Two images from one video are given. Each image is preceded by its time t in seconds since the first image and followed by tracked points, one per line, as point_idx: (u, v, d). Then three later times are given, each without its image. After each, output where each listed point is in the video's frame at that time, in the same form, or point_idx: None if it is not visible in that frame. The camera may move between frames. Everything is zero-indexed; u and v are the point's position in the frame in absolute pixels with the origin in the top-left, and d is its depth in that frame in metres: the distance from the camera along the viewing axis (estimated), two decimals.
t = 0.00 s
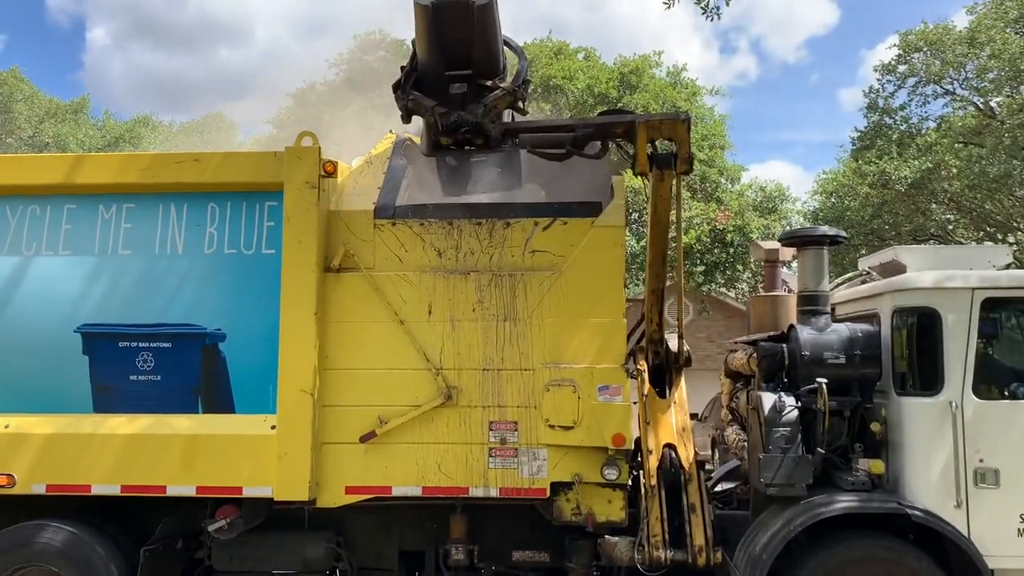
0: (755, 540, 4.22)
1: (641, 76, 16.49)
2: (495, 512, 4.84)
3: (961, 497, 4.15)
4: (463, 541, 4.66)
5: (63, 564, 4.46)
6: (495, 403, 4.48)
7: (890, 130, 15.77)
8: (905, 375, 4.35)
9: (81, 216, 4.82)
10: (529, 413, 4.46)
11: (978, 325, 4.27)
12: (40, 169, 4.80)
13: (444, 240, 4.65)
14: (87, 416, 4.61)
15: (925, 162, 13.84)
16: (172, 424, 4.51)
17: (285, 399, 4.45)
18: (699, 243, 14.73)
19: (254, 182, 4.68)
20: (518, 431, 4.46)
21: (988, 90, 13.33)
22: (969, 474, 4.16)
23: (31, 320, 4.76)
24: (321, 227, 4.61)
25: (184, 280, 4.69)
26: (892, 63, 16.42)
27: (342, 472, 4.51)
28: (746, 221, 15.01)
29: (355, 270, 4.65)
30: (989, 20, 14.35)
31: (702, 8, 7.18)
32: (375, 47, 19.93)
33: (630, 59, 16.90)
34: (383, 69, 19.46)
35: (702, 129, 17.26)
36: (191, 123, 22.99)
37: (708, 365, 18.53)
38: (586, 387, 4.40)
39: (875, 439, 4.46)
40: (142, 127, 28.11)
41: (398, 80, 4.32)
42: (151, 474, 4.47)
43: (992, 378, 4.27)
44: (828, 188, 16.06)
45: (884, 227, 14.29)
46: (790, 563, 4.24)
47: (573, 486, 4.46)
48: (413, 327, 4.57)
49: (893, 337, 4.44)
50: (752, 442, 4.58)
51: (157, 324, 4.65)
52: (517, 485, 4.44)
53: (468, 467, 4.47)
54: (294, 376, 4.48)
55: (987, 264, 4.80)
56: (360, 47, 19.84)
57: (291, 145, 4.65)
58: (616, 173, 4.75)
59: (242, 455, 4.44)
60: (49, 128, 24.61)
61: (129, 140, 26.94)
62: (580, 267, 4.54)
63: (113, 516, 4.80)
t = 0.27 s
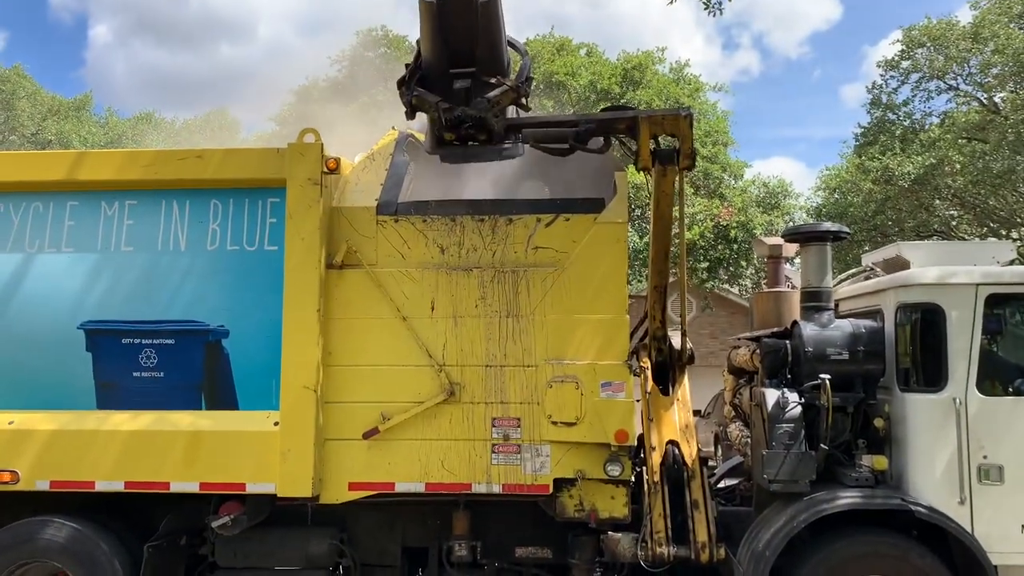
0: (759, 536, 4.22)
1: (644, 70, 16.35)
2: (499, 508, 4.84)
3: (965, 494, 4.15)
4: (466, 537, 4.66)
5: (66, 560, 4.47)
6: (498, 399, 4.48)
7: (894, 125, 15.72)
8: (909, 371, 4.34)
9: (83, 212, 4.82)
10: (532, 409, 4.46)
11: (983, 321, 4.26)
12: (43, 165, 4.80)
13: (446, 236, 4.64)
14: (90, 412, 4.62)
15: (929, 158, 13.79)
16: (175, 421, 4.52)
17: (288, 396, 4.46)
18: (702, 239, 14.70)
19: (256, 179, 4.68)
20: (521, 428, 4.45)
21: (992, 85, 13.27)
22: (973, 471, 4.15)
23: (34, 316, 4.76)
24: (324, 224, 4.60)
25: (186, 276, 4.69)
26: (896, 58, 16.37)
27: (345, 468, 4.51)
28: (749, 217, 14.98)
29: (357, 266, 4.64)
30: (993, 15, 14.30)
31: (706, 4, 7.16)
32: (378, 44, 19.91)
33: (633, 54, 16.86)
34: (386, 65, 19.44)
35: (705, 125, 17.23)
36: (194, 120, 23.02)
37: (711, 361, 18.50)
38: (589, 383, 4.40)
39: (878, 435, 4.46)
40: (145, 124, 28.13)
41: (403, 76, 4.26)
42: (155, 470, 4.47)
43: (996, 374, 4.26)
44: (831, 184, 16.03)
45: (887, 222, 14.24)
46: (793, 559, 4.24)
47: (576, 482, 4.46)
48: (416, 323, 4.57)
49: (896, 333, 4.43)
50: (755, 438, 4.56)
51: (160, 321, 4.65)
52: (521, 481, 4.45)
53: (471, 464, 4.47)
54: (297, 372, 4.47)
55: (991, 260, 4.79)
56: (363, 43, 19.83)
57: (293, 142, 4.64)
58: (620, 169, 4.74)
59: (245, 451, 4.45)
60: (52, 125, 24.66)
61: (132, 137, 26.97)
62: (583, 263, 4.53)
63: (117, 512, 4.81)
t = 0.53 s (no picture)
0: (761, 532, 4.21)
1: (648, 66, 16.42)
2: (501, 503, 4.83)
3: (969, 489, 4.14)
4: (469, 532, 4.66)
5: (69, 555, 4.48)
6: (500, 395, 4.48)
7: (898, 120, 15.67)
8: (912, 366, 4.33)
9: (86, 207, 4.81)
10: (534, 405, 4.46)
11: (987, 316, 4.24)
12: (45, 160, 4.79)
13: (448, 231, 4.63)
14: (92, 407, 4.62)
15: (932, 152, 13.74)
16: (177, 416, 4.52)
17: (290, 391, 4.45)
18: (705, 234, 14.67)
19: (258, 173, 4.67)
20: (523, 423, 4.45)
21: (997, 80, 13.23)
22: (977, 466, 4.14)
23: (36, 311, 4.76)
24: (325, 218, 4.59)
25: (188, 271, 4.69)
26: (900, 52, 16.31)
27: (347, 464, 4.51)
28: (753, 212, 14.96)
29: (359, 261, 4.64)
30: (998, 9, 14.24)
31: None
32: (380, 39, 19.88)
33: (636, 49, 16.81)
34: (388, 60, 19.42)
35: (708, 120, 17.18)
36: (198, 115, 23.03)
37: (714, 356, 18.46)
38: (592, 378, 4.40)
39: (881, 430, 4.45)
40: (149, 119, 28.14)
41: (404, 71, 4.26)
42: (157, 465, 4.47)
43: (1000, 369, 4.25)
44: (835, 179, 15.98)
45: (891, 218, 14.20)
46: (796, 554, 4.23)
47: (578, 477, 4.46)
48: (418, 319, 4.56)
49: (900, 328, 4.40)
50: (758, 433, 4.54)
51: (162, 316, 4.65)
52: (523, 476, 4.44)
53: (473, 459, 4.46)
54: (299, 367, 4.47)
55: (995, 255, 4.76)
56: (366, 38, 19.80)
57: (295, 136, 4.63)
58: (622, 163, 4.71)
59: (248, 446, 4.45)
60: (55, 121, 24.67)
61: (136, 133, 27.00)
62: (585, 258, 4.52)
63: (120, 507, 4.81)
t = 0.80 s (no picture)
0: (764, 527, 4.22)
1: (651, 61, 16.30)
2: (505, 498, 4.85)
3: (972, 484, 4.14)
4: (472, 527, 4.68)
5: (75, 549, 4.50)
6: (503, 390, 4.48)
7: (902, 115, 15.63)
8: (916, 362, 4.33)
9: (90, 203, 4.83)
10: (538, 400, 4.47)
11: (990, 311, 4.24)
12: (50, 156, 4.80)
13: (452, 227, 4.64)
14: (97, 402, 4.64)
15: (936, 148, 13.72)
16: (182, 411, 4.54)
17: (294, 386, 4.46)
18: (708, 230, 14.67)
19: (262, 169, 4.68)
20: (526, 418, 4.46)
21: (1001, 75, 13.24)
22: (980, 461, 4.15)
23: (41, 307, 4.78)
24: (329, 214, 4.60)
25: (192, 267, 4.70)
26: (904, 48, 16.27)
27: (351, 459, 4.53)
28: (756, 207, 14.97)
29: (363, 257, 4.65)
30: (1002, 4, 14.20)
31: None
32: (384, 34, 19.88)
33: (639, 45, 16.80)
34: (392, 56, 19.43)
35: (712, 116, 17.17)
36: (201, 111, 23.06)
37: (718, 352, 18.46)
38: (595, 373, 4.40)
39: (885, 425, 4.45)
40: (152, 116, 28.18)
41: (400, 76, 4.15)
42: (162, 460, 4.49)
43: (1003, 364, 4.25)
44: (839, 175, 15.96)
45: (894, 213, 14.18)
46: (799, 549, 4.24)
47: (581, 472, 4.47)
48: (422, 314, 4.57)
49: (904, 324, 4.41)
50: (761, 428, 4.55)
51: (167, 311, 4.66)
52: (526, 471, 4.45)
53: (477, 454, 4.47)
54: (303, 362, 4.48)
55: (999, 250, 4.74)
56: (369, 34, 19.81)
57: (299, 132, 4.64)
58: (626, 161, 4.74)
59: (252, 441, 4.46)
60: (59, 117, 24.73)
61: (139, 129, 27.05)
62: (589, 253, 4.52)
63: (125, 502, 4.83)
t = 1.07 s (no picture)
0: (769, 524, 4.21)
1: (654, 58, 16.08)
2: (508, 494, 4.85)
3: (977, 481, 4.13)
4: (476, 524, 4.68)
5: (80, 546, 4.50)
6: (507, 387, 4.48)
7: (906, 111, 15.59)
8: (920, 358, 4.31)
9: (94, 200, 4.83)
10: (542, 397, 4.46)
11: (995, 308, 4.23)
12: (53, 153, 4.80)
13: (455, 223, 4.63)
14: (101, 399, 4.64)
15: (941, 144, 13.69)
16: (186, 408, 4.54)
17: (298, 383, 4.46)
18: (712, 226, 14.64)
19: (265, 166, 4.67)
20: (530, 415, 4.46)
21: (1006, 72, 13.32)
22: (985, 458, 4.13)
23: (45, 304, 4.78)
24: (333, 210, 4.60)
25: (196, 264, 4.70)
26: (908, 43, 16.22)
27: (355, 455, 4.53)
28: (760, 204, 14.96)
29: (367, 253, 4.65)
30: None
31: None
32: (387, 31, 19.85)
33: (642, 41, 16.75)
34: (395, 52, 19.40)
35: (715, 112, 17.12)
36: (204, 108, 23.05)
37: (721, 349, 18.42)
38: (599, 370, 4.39)
39: (889, 422, 4.44)
40: (155, 112, 28.18)
41: (393, 95, 3.89)
42: (166, 457, 4.50)
43: (1009, 361, 4.22)
44: (843, 171, 15.93)
45: (898, 210, 14.16)
46: (803, 546, 4.23)
47: (585, 469, 4.46)
48: (425, 311, 4.57)
49: (908, 321, 4.40)
50: (765, 426, 4.53)
51: (170, 308, 4.66)
52: (530, 468, 4.45)
53: (480, 451, 4.47)
54: (307, 359, 4.48)
55: (1004, 247, 4.69)
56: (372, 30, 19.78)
57: (302, 129, 4.63)
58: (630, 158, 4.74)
59: (256, 438, 4.47)
60: (62, 114, 24.74)
61: (142, 126, 27.04)
62: (591, 250, 4.52)
63: (129, 498, 4.84)
